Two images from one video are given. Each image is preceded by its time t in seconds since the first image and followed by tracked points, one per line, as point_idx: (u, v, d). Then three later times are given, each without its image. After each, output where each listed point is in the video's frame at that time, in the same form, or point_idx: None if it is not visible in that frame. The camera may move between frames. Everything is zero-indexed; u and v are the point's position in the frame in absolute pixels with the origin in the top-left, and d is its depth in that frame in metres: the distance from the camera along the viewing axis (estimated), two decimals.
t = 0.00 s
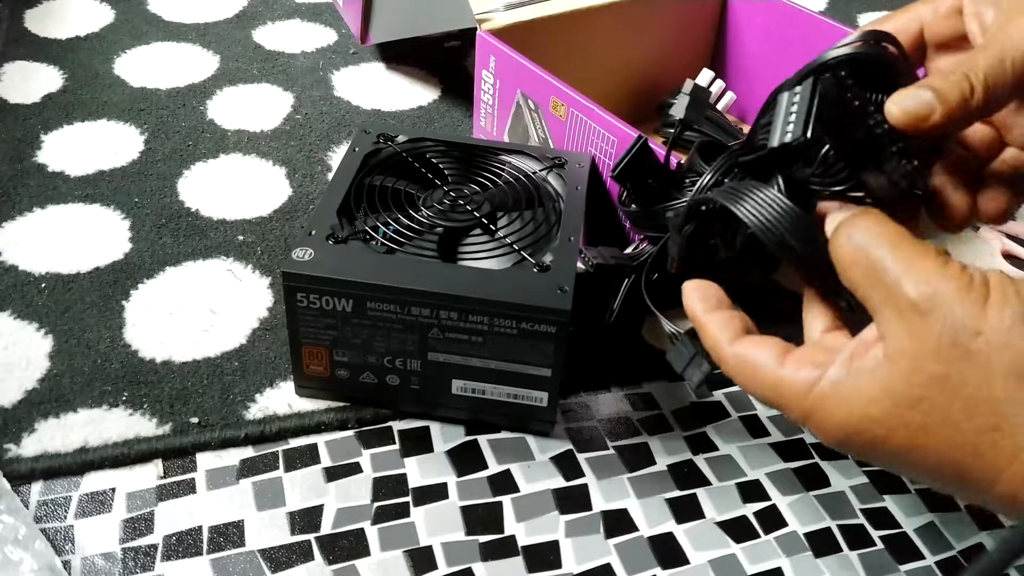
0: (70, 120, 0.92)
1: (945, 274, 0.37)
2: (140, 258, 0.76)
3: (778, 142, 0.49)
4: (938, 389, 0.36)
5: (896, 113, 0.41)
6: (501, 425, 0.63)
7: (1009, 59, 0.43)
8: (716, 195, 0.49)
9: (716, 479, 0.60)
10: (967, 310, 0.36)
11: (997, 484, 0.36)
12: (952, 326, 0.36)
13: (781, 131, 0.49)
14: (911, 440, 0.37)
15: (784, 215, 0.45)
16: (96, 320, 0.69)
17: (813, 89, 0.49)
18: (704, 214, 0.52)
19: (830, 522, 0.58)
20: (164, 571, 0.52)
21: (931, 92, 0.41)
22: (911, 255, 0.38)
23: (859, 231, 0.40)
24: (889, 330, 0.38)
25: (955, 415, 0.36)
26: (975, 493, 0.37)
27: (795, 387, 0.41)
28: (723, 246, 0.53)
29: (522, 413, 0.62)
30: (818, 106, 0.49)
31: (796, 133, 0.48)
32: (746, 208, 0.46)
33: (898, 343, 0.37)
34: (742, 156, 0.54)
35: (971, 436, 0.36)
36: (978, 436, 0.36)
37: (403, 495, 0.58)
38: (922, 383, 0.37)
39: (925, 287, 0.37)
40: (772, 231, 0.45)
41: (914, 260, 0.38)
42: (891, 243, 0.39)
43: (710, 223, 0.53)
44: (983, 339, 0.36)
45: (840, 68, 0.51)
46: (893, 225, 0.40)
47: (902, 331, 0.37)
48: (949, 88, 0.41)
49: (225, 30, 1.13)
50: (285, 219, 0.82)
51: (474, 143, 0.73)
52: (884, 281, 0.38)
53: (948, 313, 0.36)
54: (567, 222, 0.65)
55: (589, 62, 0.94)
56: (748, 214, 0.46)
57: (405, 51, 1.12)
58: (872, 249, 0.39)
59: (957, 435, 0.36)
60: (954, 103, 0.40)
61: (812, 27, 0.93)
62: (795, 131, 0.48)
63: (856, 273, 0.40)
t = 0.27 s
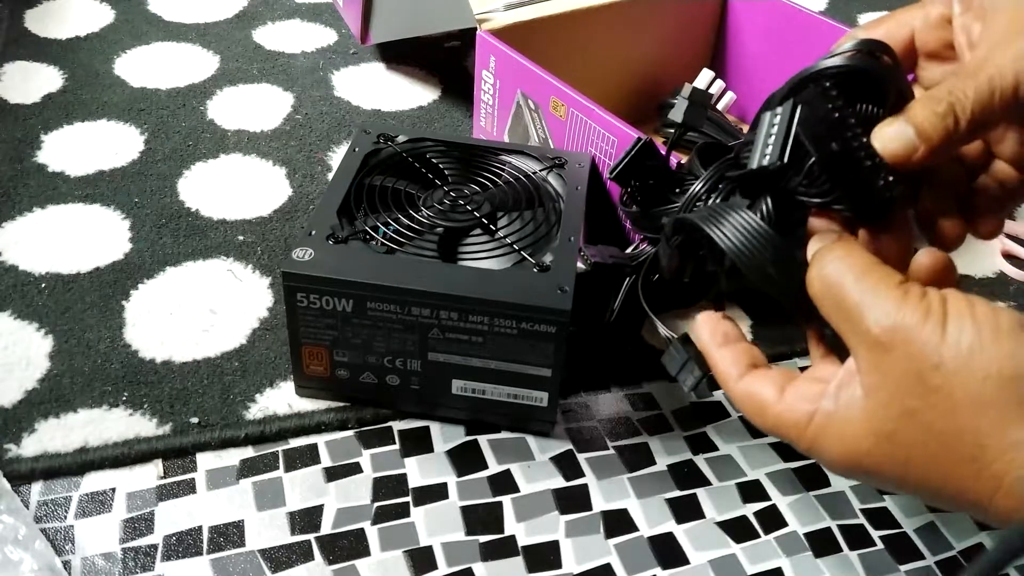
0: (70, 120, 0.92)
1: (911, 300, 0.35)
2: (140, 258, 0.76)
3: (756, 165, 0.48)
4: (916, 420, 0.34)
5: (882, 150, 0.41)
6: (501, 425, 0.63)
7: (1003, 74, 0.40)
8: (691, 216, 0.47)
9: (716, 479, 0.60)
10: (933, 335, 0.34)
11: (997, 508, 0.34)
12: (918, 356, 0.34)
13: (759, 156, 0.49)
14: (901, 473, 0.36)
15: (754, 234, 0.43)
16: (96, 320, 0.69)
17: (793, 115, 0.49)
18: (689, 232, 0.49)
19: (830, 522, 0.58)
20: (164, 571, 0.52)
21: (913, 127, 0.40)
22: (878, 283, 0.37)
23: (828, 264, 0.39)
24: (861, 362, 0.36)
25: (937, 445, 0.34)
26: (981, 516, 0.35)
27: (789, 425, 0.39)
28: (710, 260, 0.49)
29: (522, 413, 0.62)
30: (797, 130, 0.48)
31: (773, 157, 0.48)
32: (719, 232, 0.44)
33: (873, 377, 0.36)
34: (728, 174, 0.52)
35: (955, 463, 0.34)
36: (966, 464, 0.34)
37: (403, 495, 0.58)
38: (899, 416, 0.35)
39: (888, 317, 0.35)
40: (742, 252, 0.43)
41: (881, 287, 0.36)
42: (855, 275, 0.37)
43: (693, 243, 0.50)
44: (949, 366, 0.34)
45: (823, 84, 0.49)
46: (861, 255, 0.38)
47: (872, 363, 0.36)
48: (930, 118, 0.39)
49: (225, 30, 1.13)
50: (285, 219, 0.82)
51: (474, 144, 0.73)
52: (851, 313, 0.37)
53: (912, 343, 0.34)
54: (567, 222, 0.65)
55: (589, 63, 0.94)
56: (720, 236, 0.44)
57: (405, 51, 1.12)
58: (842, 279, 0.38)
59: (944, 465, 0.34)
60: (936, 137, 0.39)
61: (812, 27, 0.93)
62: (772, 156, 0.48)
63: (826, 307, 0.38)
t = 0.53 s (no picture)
0: (70, 120, 0.92)
1: (893, 324, 0.37)
2: (140, 258, 0.76)
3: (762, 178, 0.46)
4: (905, 441, 0.36)
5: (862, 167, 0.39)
6: (501, 425, 0.63)
7: (991, 112, 0.40)
8: (698, 224, 0.46)
9: (716, 479, 0.60)
10: (914, 357, 0.35)
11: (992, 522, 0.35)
12: (900, 378, 0.35)
13: (766, 168, 0.46)
14: (896, 493, 0.37)
15: (757, 258, 0.42)
16: (96, 320, 0.69)
17: (804, 128, 0.45)
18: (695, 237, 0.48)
19: (830, 522, 0.58)
20: (164, 571, 0.52)
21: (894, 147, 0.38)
22: (862, 307, 0.38)
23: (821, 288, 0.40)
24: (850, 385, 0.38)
25: (926, 463, 0.35)
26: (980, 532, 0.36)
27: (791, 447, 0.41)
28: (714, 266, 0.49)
29: (522, 413, 0.62)
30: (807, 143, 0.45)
31: (779, 172, 0.45)
32: (722, 246, 0.43)
33: (862, 400, 0.37)
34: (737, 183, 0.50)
35: (947, 481, 0.35)
36: (956, 482, 0.35)
37: (403, 495, 0.58)
38: (888, 437, 0.36)
39: (870, 340, 0.36)
40: (743, 270, 0.42)
41: (865, 311, 0.38)
42: (845, 297, 0.39)
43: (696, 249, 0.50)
44: (930, 387, 0.35)
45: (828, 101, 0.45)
46: (847, 279, 0.40)
47: (859, 387, 0.37)
48: (914, 142, 0.38)
49: (225, 30, 1.13)
50: (285, 219, 0.82)
51: (474, 144, 0.73)
52: (836, 338, 0.38)
53: (894, 366, 0.36)
54: (567, 222, 0.65)
55: (589, 63, 0.94)
56: (722, 250, 0.43)
57: (405, 51, 1.12)
58: (830, 302, 0.39)
59: (936, 483, 0.35)
60: (917, 161, 0.38)
61: (811, 26, 0.93)
62: (779, 171, 0.45)
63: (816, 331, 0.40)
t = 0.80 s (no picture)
0: (70, 120, 0.92)
1: (919, 348, 0.39)
2: (140, 258, 0.76)
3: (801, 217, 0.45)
4: (921, 460, 0.39)
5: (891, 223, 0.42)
6: (501, 425, 0.63)
7: (1009, 175, 0.43)
8: (735, 238, 0.45)
9: (716, 479, 0.60)
10: (936, 385, 0.38)
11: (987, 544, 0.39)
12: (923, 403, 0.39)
13: (804, 208, 0.46)
14: (906, 505, 0.41)
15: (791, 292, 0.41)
16: (96, 320, 0.69)
17: (850, 172, 0.45)
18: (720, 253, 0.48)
19: (831, 522, 0.58)
20: (164, 571, 0.52)
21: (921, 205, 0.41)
22: (889, 326, 0.40)
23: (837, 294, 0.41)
24: (872, 401, 0.41)
25: (938, 482, 0.39)
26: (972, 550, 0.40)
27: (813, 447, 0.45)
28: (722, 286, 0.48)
29: (522, 413, 0.62)
30: (849, 190, 0.45)
31: (818, 216, 0.45)
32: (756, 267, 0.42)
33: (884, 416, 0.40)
34: (765, 211, 0.50)
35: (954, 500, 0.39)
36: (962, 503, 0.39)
37: (403, 495, 0.58)
38: (906, 454, 0.40)
39: (898, 362, 0.39)
40: (773, 299, 0.41)
41: (893, 332, 0.40)
42: (865, 307, 0.41)
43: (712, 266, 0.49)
44: (950, 413, 0.38)
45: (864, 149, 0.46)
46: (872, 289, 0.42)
47: (884, 403, 0.40)
48: (938, 202, 0.41)
49: (225, 29, 1.13)
50: (285, 219, 0.82)
51: (474, 144, 0.73)
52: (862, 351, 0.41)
53: (917, 389, 0.39)
54: (567, 222, 0.65)
55: (589, 63, 0.94)
56: (757, 272, 0.42)
57: (405, 51, 1.12)
58: (851, 313, 0.41)
59: (942, 500, 0.39)
60: (941, 223, 0.41)
61: (811, 26, 0.93)
62: (818, 213, 0.45)
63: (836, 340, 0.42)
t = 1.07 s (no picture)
0: (70, 120, 0.92)
1: (914, 321, 0.41)
2: (140, 258, 0.76)
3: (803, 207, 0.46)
4: (913, 434, 0.40)
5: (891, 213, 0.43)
6: (501, 425, 0.63)
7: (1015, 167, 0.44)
8: (734, 231, 0.47)
9: (716, 479, 0.60)
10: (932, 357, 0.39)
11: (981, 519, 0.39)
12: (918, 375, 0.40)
13: (803, 198, 0.46)
14: (904, 481, 0.42)
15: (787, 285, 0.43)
16: (96, 320, 0.69)
17: (851, 163, 0.45)
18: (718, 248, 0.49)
19: (830, 522, 0.58)
20: (164, 571, 0.52)
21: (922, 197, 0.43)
22: (887, 301, 0.42)
23: (839, 269, 0.44)
24: (871, 375, 0.42)
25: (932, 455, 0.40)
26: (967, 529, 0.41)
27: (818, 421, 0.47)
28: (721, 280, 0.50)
29: (522, 413, 0.62)
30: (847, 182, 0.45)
31: (818, 207, 0.45)
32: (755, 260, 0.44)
33: (880, 391, 0.42)
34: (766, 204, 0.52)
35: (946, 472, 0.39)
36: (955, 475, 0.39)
37: (403, 495, 0.58)
38: (900, 427, 0.41)
39: (893, 335, 0.41)
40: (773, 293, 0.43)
41: (890, 307, 0.42)
42: (863, 284, 0.43)
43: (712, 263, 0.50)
44: (944, 385, 0.39)
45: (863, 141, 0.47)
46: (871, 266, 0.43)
47: (880, 376, 0.42)
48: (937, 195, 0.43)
49: (225, 29, 1.13)
50: (285, 219, 0.82)
51: (474, 144, 0.73)
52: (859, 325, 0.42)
53: (913, 361, 0.40)
54: (567, 222, 0.65)
55: (589, 62, 0.94)
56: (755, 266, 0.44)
57: (405, 51, 1.12)
58: (849, 290, 0.43)
59: (935, 473, 0.40)
60: (939, 212, 0.43)
61: (811, 26, 0.93)
62: (818, 203, 0.46)
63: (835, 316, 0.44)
